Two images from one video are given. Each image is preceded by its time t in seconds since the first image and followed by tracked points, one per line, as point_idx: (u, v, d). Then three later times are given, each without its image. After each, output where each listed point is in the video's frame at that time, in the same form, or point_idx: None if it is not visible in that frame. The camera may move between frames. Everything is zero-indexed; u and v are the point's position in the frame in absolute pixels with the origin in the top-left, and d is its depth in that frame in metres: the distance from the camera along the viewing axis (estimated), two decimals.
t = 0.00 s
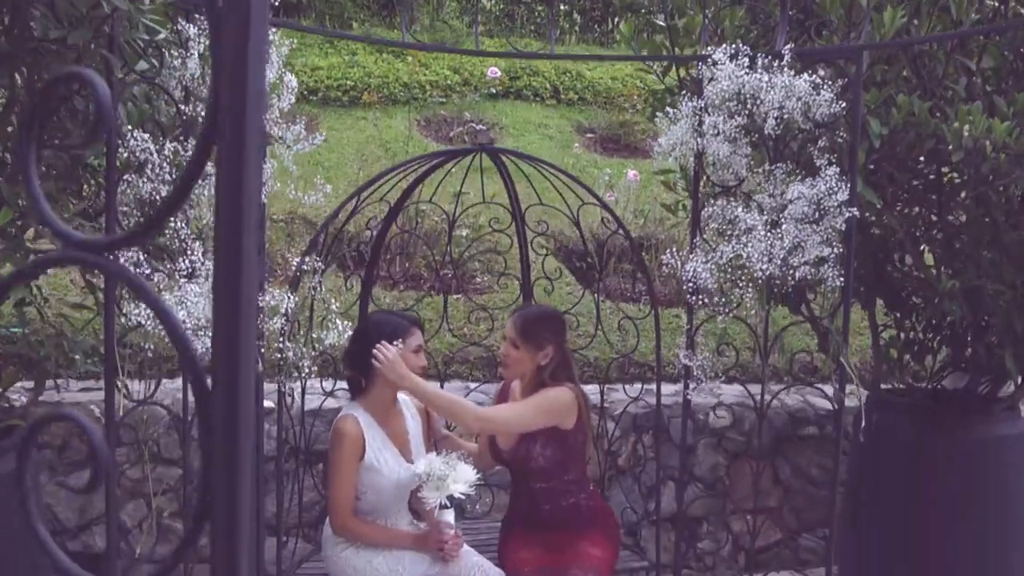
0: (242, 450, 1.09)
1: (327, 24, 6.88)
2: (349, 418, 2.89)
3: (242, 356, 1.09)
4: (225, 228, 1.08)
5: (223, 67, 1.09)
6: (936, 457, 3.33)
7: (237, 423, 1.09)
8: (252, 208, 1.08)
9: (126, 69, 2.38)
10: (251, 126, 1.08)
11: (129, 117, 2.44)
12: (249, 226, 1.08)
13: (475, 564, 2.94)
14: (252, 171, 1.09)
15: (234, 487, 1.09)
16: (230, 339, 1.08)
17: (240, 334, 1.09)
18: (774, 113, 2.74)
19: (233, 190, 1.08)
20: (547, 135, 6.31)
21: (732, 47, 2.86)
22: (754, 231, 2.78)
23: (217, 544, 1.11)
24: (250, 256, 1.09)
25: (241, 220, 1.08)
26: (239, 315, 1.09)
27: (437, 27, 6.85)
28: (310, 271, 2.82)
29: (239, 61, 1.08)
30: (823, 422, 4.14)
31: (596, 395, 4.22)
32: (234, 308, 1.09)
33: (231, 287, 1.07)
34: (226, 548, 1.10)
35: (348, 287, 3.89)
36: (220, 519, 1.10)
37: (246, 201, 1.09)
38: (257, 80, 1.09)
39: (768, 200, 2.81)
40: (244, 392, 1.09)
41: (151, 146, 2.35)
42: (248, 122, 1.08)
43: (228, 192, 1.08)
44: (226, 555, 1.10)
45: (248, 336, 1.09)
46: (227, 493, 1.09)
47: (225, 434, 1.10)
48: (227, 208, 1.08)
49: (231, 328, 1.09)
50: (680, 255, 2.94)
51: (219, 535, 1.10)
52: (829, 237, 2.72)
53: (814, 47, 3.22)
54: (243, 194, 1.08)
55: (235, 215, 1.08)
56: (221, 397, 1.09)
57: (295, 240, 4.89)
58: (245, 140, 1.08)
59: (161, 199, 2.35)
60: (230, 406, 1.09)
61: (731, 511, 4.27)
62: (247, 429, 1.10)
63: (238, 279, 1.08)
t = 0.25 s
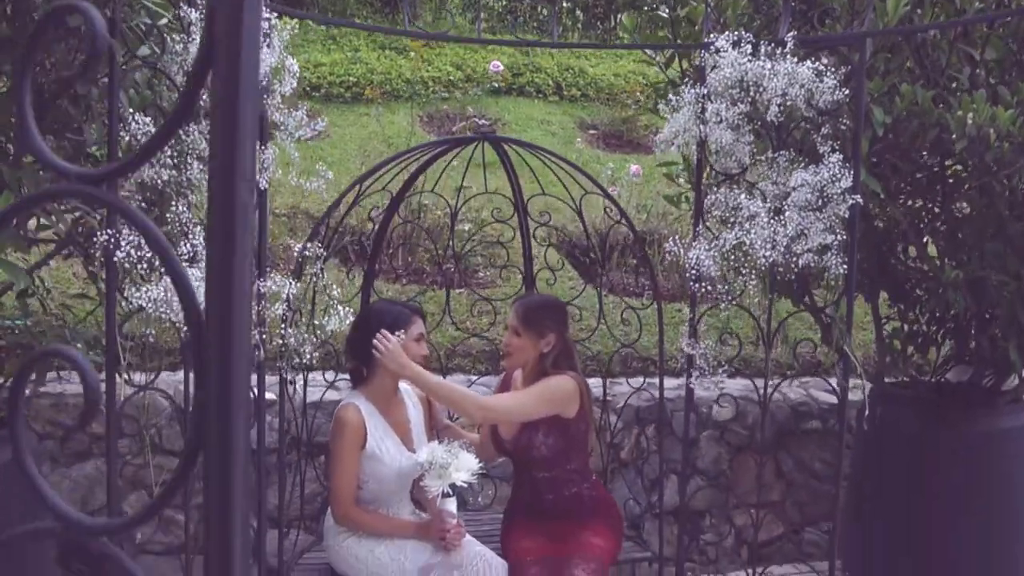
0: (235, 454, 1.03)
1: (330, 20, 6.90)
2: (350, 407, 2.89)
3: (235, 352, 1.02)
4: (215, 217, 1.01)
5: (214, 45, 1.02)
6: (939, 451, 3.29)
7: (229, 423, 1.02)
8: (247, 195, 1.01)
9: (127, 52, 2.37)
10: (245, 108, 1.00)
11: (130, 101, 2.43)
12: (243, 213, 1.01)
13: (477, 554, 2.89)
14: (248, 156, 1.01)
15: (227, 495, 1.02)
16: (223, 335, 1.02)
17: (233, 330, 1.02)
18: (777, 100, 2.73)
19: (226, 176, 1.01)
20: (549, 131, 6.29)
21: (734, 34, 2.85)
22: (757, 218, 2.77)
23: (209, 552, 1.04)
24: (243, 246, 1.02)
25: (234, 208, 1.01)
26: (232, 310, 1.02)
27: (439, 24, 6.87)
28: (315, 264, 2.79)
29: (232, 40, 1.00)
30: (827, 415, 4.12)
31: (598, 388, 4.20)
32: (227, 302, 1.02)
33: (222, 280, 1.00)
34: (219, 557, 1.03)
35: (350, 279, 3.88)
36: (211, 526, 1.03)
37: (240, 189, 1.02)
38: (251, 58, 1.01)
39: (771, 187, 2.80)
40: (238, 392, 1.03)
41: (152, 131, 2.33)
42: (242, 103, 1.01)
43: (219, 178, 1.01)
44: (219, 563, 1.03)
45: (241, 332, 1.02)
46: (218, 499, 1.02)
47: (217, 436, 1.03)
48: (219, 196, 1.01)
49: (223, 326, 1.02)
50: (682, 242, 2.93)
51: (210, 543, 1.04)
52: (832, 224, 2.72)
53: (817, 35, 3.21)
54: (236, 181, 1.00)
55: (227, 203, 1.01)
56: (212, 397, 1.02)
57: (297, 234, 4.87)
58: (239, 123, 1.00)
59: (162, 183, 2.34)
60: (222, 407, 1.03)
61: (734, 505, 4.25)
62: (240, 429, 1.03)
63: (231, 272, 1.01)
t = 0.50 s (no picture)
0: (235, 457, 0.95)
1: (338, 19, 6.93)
2: (357, 396, 2.88)
3: (234, 349, 0.94)
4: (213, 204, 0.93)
5: (213, 23, 0.93)
6: (948, 446, 3.27)
7: (229, 423, 0.94)
8: (247, 181, 0.93)
9: (134, 37, 2.38)
10: (246, 89, 0.92)
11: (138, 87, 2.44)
12: (243, 200, 0.93)
13: (483, 544, 2.85)
14: (248, 139, 0.93)
15: (227, 496, 0.95)
16: (220, 330, 0.93)
17: (232, 326, 0.94)
18: (785, 87, 2.71)
19: (224, 159, 0.92)
20: (556, 128, 6.28)
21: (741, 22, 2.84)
22: (765, 206, 2.76)
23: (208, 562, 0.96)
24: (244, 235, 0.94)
25: (234, 194, 0.93)
26: (231, 303, 0.94)
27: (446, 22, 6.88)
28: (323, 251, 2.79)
29: (229, 12, 0.92)
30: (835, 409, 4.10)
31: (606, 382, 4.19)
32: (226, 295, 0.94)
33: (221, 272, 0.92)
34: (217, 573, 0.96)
35: (357, 271, 3.87)
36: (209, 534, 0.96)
37: (239, 175, 0.93)
38: (251, 33, 0.93)
39: (779, 175, 2.79)
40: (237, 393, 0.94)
41: (158, 117, 2.34)
42: (242, 85, 0.92)
43: (218, 163, 0.93)
44: None
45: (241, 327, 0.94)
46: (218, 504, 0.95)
47: (216, 438, 0.95)
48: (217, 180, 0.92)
49: (222, 319, 0.94)
50: (689, 231, 2.92)
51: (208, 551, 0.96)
52: (841, 211, 2.71)
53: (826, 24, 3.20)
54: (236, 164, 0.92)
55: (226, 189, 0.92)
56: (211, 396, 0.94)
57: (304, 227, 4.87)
58: (239, 103, 0.92)
59: (168, 170, 2.35)
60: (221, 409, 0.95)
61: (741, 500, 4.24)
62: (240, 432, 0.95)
63: (231, 265, 0.93)
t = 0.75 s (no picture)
0: (236, 443, 0.99)
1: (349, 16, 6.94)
2: (367, 385, 2.88)
3: (237, 338, 0.98)
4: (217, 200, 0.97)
5: (216, 29, 0.97)
6: (962, 441, 3.25)
7: (231, 415, 0.98)
8: (249, 179, 0.97)
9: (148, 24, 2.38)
10: (248, 90, 0.96)
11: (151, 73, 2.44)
12: (245, 196, 0.97)
13: (494, 534, 2.83)
14: (249, 140, 0.97)
15: (229, 482, 0.99)
16: (223, 321, 0.97)
17: (234, 317, 0.98)
18: (797, 75, 2.70)
19: (227, 157, 0.96)
20: (568, 124, 6.27)
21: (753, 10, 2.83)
22: (778, 193, 2.74)
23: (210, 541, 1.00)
24: (245, 230, 0.98)
25: (236, 190, 0.97)
26: (234, 295, 0.97)
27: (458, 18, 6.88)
28: (334, 240, 2.79)
29: (231, 19, 0.95)
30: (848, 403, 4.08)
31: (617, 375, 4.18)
32: (228, 287, 0.98)
33: (223, 268, 0.96)
34: (219, 555, 1.00)
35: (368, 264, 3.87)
36: (211, 515, 1.00)
37: (241, 176, 0.97)
38: (251, 40, 0.96)
39: (791, 163, 2.77)
40: (239, 381, 0.98)
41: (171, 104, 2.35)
42: (243, 90, 0.96)
43: (221, 161, 0.97)
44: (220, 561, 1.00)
45: (243, 318, 0.98)
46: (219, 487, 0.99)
47: (217, 424, 0.99)
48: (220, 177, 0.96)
49: (223, 314, 0.98)
50: (700, 220, 2.91)
51: (211, 532, 1.00)
52: (854, 199, 2.70)
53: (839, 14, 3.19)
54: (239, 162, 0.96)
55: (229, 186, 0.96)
56: (213, 385, 0.98)
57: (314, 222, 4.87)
58: (241, 104, 0.96)
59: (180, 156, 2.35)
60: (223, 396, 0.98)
61: (753, 494, 4.22)
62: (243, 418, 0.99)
63: (233, 263, 0.97)
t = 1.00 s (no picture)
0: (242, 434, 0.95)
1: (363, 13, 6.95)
2: (381, 375, 2.88)
3: (243, 322, 0.94)
4: (223, 183, 0.94)
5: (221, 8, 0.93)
6: (981, 436, 3.21)
7: (237, 405, 0.94)
8: (255, 156, 0.93)
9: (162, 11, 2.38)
10: (252, 69, 0.93)
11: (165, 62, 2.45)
12: (251, 179, 0.94)
13: (508, 526, 2.81)
14: (255, 123, 0.94)
15: (234, 476, 0.95)
16: (229, 304, 0.93)
17: (239, 304, 0.94)
18: (813, 63, 2.67)
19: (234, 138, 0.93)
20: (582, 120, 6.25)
21: None
22: (794, 181, 2.72)
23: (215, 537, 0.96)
24: (251, 215, 0.94)
25: (242, 169, 0.93)
26: (239, 280, 0.94)
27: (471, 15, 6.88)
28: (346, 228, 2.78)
29: None
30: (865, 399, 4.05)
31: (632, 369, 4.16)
32: (232, 272, 0.94)
33: (228, 253, 0.93)
34: (225, 552, 0.96)
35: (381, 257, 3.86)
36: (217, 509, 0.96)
37: (247, 160, 0.94)
38: (258, 19, 0.93)
39: (808, 152, 2.75)
40: (244, 368, 0.94)
41: (184, 91, 2.35)
42: (249, 70, 0.93)
43: (226, 142, 0.94)
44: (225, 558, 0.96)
45: (249, 303, 0.94)
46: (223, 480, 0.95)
47: (222, 414, 0.95)
48: (226, 159, 0.93)
49: (228, 301, 0.94)
50: (716, 210, 2.90)
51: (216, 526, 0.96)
52: (871, 187, 2.67)
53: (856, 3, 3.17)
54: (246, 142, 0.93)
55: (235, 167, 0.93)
56: (217, 373, 0.94)
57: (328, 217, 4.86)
58: (245, 85, 0.93)
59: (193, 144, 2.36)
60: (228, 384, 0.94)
61: (769, 490, 4.19)
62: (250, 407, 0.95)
63: (238, 248, 0.94)
